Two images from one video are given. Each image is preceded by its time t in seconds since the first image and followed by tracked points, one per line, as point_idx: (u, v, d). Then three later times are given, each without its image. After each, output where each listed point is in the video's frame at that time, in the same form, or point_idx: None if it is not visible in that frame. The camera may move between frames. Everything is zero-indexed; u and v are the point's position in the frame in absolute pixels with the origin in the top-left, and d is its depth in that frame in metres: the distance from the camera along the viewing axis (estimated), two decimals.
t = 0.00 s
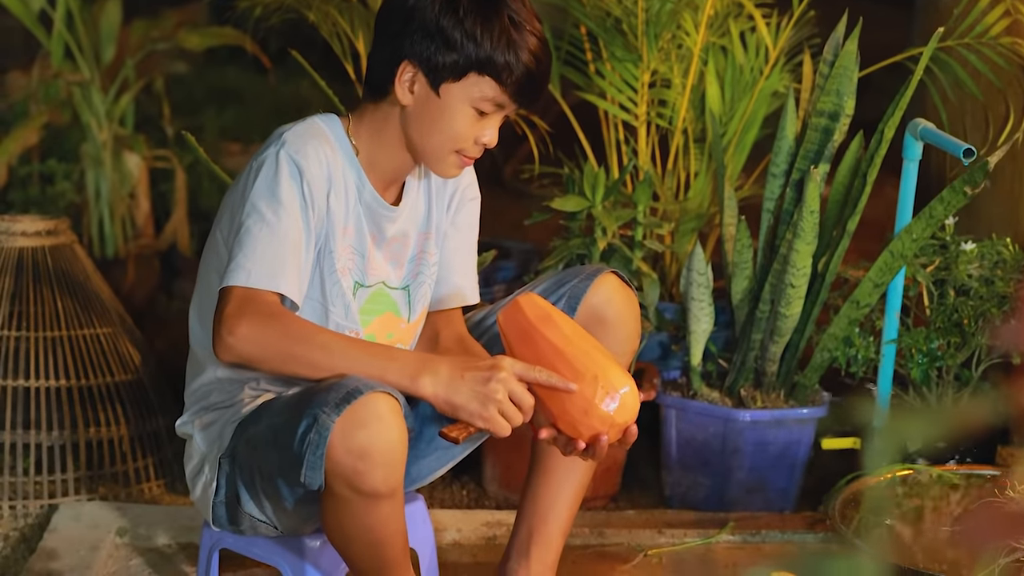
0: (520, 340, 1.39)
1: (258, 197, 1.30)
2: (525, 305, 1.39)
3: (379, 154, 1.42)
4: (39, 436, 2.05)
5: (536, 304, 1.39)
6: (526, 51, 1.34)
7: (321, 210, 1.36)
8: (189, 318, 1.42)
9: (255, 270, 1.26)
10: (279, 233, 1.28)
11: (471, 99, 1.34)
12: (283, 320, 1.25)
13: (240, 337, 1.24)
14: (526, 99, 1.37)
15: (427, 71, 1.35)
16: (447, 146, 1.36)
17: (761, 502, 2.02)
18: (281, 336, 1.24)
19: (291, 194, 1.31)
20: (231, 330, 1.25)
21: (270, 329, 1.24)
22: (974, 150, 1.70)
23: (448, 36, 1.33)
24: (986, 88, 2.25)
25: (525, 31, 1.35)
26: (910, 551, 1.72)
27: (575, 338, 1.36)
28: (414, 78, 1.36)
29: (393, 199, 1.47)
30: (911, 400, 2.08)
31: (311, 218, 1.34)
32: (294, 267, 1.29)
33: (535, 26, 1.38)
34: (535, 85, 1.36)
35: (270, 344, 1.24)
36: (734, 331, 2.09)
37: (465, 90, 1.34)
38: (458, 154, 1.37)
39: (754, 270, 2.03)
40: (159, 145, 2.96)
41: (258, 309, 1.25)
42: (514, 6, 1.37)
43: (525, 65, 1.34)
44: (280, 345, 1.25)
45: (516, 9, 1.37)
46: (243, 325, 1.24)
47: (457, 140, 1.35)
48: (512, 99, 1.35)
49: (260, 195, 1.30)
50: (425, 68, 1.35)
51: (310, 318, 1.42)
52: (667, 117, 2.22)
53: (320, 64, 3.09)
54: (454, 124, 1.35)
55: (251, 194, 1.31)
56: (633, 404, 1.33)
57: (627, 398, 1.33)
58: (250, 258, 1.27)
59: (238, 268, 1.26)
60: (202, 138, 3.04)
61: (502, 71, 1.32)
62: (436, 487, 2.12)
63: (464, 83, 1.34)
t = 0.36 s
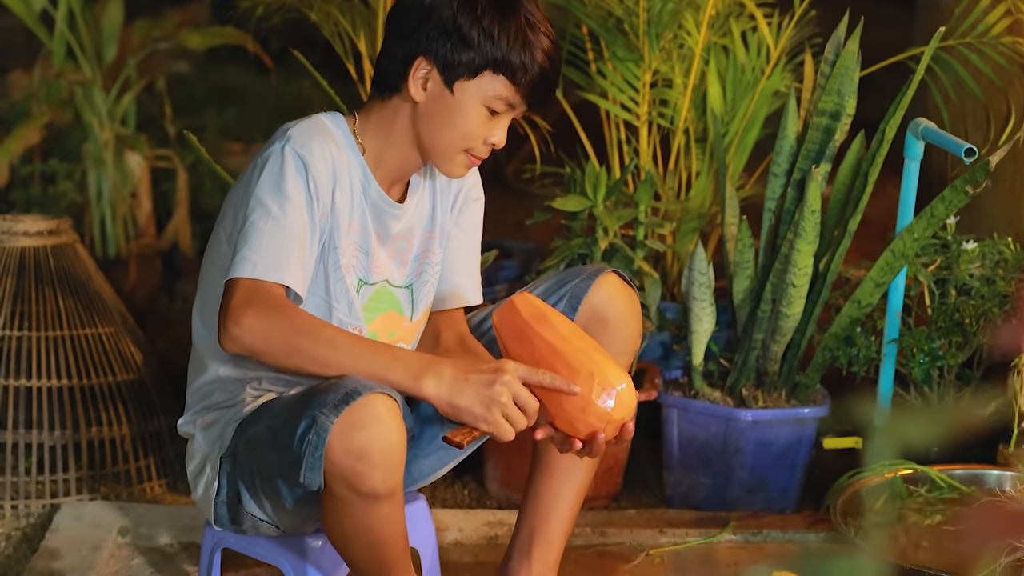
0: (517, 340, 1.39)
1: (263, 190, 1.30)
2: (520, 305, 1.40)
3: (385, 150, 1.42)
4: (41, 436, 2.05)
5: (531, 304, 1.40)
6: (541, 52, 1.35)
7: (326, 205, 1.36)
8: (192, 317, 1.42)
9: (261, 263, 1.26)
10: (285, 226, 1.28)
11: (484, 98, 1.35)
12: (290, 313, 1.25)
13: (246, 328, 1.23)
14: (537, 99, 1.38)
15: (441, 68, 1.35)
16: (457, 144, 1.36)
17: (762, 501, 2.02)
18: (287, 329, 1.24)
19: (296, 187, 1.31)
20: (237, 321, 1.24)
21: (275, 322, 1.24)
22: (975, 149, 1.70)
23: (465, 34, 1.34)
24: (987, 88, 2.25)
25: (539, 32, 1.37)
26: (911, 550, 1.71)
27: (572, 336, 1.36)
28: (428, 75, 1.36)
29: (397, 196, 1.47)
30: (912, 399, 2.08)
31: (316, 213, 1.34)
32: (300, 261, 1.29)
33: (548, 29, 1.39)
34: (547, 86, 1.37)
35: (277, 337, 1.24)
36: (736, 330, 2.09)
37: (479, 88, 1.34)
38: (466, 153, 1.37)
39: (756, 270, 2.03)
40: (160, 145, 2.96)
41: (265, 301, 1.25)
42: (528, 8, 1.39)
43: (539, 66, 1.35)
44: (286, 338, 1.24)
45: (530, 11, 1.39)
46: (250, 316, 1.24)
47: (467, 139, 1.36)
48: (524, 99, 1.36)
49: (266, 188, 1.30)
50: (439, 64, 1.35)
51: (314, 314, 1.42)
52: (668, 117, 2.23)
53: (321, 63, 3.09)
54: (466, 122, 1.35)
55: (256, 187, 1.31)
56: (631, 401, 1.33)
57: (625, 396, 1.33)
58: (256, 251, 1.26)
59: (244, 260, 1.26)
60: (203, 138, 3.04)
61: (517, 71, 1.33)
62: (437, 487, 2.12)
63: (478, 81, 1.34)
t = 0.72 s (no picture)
0: (516, 337, 1.39)
1: (270, 188, 1.30)
2: (519, 303, 1.40)
3: (391, 150, 1.42)
4: (43, 436, 2.05)
5: (530, 300, 1.40)
6: (548, 55, 1.36)
7: (331, 204, 1.36)
8: (196, 317, 1.43)
9: (268, 260, 1.26)
10: (291, 224, 1.28)
11: (489, 97, 1.35)
12: (298, 311, 1.25)
13: (253, 324, 1.23)
14: (543, 101, 1.38)
15: (448, 68, 1.35)
16: (463, 143, 1.36)
17: (764, 502, 2.02)
18: (294, 326, 1.24)
19: (303, 186, 1.31)
20: (245, 317, 1.24)
21: (283, 320, 1.24)
22: (976, 150, 1.70)
23: (472, 34, 1.34)
24: (988, 88, 2.25)
25: (545, 34, 1.37)
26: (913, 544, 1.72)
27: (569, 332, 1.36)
28: (435, 75, 1.36)
29: (402, 196, 1.47)
30: (914, 400, 2.08)
31: (322, 211, 1.34)
32: (307, 259, 1.29)
33: (555, 32, 1.40)
34: (553, 88, 1.38)
35: (284, 335, 1.24)
36: (737, 331, 2.09)
37: (484, 88, 1.35)
38: (471, 153, 1.37)
39: (757, 270, 2.03)
40: (162, 145, 2.96)
41: (273, 299, 1.24)
42: (535, 11, 1.40)
43: (544, 68, 1.35)
44: (293, 336, 1.24)
45: (537, 15, 1.40)
46: (257, 313, 1.23)
47: (471, 138, 1.35)
48: (530, 100, 1.37)
49: (272, 187, 1.30)
50: (446, 63, 1.35)
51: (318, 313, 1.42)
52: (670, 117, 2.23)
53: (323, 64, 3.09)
54: (471, 122, 1.35)
55: (263, 186, 1.31)
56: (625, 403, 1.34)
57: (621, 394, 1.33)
58: (263, 248, 1.26)
59: (251, 257, 1.26)
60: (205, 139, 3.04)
61: (523, 71, 1.34)
62: (439, 487, 2.13)
63: (484, 80, 1.34)
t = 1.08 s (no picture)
0: (528, 338, 1.37)
1: (274, 188, 1.30)
2: (538, 305, 1.37)
3: (391, 150, 1.42)
4: (44, 436, 2.05)
5: (549, 305, 1.37)
6: (548, 53, 1.36)
7: (334, 205, 1.36)
8: (196, 317, 1.43)
9: (272, 259, 1.25)
10: (295, 224, 1.28)
11: (489, 96, 1.35)
12: (303, 311, 1.24)
13: (260, 323, 1.23)
14: (544, 99, 1.38)
15: (447, 66, 1.35)
16: (462, 142, 1.36)
17: (765, 502, 2.02)
18: (300, 325, 1.23)
19: (306, 186, 1.31)
20: (251, 315, 1.24)
21: (288, 319, 1.23)
22: (976, 150, 1.70)
23: (471, 33, 1.35)
24: (989, 88, 2.25)
25: (545, 32, 1.38)
26: (914, 542, 1.73)
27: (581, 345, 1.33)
28: (435, 73, 1.36)
29: (403, 197, 1.48)
30: (914, 399, 2.08)
31: (325, 213, 1.34)
32: (311, 258, 1.29)
33: (554, 30, 1.40)
34: (553, 86, 1.38)
35: (290, 335, 1.23)
36: (738, 331, 2.09)
37: (484, 86, 1.35)
38: (471, 152, 1.37)
39: (758, 270, 2.04)
40: (163, 146, 2.96)
41: (277, 299, 1.24)
42: (535, 10, 1.40)
43: (544, 67, 1.35)
44: (298, 336, 1.23)
45: (536, 13, 1.40)
46: (264, 312, 1.23)
47: (472, 138, 1.35)
48: (529, 99, 1.36)
49: (276, 187, 1.30)
50: (445, 62, 1.35)
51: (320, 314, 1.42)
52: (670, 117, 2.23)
53: (324, 64, 3.09)
54: (470, 121, 1.35)
55: (266, 186, 1.31)
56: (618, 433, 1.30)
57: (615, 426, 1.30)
58: (268, 248, 1.26)
59: (256, 257, 1.26)
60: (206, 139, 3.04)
61: (522, 70, 1.34)
62: (439, 487, 2.13)
63: (483, 79, 1.34)
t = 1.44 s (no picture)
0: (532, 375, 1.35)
1: (285, 193, 1.29)
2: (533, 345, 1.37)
3: (395, 155, 1.42)
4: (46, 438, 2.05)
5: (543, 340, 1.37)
6: (551, 52, 1.36)
7: (342, 209, 1.36)
8: (201, 321, 1.43)
9: (287, 262, 1.24)
10: (308, 228, 1.27)
11: (492, 96, 1.35)
12: (322, 310, 1.22)
13: (280, 326, 1.21)
14: (548, 98, 1.38)
15: (450, 67, 1.35)
16: (466, 143, 1.36)
17: (766, 503, 2.02)
18: (320, 328, 1.21)
19: (317, 190, 1.31)
20: (271, 318, 1.21)
21: (309, 321, 1.21)
22: (978, 151, 1.70)
23: (472, 33, 1.35)
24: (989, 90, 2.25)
25: (548, 33, 1.38)
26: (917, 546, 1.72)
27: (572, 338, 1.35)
28: (437, 75, 1.37)
29: (407, 203, 1.49)
30: (915, 401, 2.08)
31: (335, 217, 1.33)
32: (324, 261, 1.28)
33: (555, 29, 1.40)
34: (556, 86, 1.38)
35: (312, 335, 1.21)
36: (739, 332, 2.09)
37: (486, 87, 1.35)
38: (475, 153, 1.37)
39: (759, 272, 2.04)
40: (164, 147, 2.96)
41: (295, 301, 1.22)
42: (536, 9, 1.40)
43: (546, 66, 1.35)
44: (319, 336, 1.21)
45: (538, 12, 1.40)
46: (284, 314, 1.21)
47: (476, 138, 1.36)
48: (532, 99, 1.36)
49: (288, 191, 1.29)
50: (447, 62, 1.36)
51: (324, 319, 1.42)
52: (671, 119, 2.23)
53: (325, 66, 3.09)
54: (474, 121, 1.35)
55: (277, 191, 1.30)
56: (646, 372, 1.33)
57: (638, 367, 1.32)
58: (281, 252, 1.25)
59: (271, 261, 1.25)
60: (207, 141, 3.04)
61: (525, 70, 1.34)
62: (441, 489, 2.13)
63: (485, 79, 1.35)
